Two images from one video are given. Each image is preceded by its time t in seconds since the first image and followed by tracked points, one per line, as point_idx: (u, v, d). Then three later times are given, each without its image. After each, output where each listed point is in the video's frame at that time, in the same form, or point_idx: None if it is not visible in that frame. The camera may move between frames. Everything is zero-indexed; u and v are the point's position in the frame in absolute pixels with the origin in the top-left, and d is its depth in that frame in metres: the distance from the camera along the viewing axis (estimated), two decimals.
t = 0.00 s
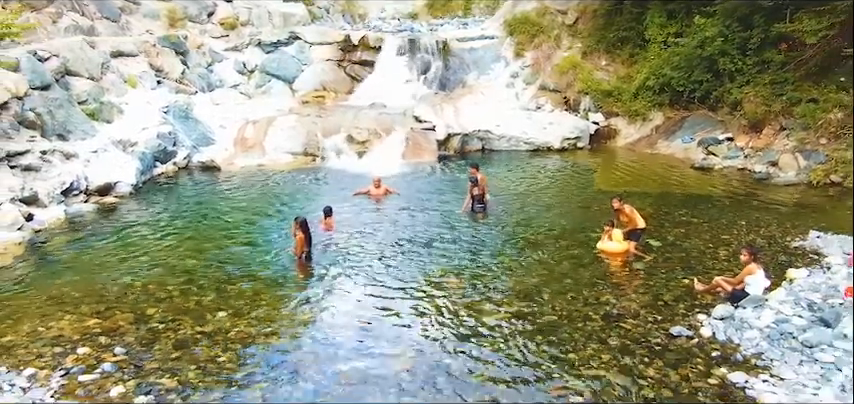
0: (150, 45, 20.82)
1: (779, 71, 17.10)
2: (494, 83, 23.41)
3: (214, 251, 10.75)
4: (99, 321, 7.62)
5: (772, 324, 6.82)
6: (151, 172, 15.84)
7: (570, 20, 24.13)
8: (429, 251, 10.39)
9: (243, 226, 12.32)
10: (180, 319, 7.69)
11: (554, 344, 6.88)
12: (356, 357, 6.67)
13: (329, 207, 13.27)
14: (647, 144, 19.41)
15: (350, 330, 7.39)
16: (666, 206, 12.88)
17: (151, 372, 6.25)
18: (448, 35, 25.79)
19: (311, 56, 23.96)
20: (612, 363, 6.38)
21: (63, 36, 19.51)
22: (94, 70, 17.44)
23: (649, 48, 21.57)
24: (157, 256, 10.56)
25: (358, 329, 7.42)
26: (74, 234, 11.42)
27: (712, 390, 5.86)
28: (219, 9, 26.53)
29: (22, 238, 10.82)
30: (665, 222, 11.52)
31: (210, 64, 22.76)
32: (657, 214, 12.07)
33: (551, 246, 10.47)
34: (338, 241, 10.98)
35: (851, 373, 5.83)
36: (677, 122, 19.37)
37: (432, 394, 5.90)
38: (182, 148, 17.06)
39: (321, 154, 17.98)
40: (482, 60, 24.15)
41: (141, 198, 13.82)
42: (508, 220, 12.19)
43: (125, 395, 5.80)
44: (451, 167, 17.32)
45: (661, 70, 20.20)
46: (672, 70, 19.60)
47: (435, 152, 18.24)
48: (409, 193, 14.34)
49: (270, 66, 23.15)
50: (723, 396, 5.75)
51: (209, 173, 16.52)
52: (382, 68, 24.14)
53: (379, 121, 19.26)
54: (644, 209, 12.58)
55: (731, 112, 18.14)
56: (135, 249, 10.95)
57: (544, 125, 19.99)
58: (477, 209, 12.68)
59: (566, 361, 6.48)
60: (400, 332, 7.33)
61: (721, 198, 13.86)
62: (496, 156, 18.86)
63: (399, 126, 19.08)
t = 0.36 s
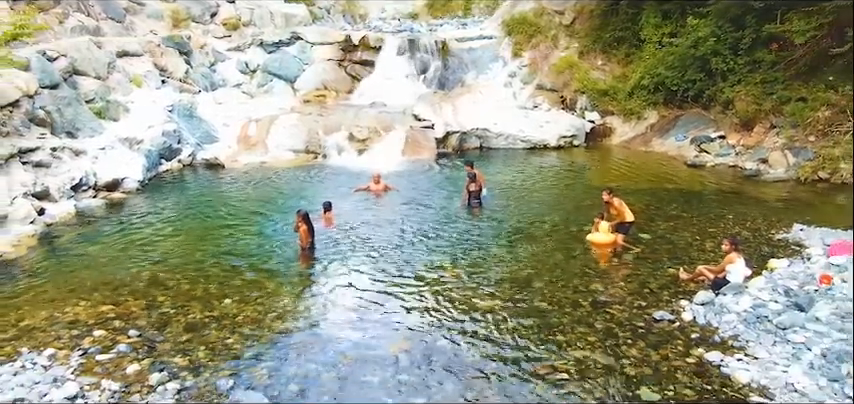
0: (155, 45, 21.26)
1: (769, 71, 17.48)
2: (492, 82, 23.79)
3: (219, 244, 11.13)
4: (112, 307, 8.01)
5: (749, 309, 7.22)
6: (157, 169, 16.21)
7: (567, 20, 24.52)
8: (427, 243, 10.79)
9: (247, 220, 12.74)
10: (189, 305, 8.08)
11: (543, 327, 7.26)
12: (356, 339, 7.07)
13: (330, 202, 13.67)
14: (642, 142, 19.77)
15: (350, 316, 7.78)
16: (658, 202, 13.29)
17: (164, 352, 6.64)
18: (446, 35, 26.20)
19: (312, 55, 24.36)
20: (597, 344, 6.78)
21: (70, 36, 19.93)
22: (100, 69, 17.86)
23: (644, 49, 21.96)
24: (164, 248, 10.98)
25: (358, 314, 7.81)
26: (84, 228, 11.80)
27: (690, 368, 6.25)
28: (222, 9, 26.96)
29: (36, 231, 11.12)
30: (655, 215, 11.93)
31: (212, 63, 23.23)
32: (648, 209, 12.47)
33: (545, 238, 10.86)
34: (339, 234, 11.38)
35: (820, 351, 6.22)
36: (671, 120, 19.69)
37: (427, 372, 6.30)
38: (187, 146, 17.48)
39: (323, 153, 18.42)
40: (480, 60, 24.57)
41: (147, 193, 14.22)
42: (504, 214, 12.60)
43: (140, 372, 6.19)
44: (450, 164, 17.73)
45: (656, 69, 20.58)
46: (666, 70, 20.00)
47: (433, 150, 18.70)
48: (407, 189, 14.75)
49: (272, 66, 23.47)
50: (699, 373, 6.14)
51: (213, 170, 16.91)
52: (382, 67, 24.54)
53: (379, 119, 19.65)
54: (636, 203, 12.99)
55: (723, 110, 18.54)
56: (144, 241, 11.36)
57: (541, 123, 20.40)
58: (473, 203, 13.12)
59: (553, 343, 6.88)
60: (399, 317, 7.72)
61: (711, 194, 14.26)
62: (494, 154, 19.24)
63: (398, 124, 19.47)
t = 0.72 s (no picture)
0: (159, 45, 21.72)
1: (760, 70, 17.79)
2: (490, 81, 24.17)
3: (225, 236, 11.59)
4: (126, 293, 8.48)
5: (727, 293, 7.67)
6: (163, 166, 16.66)
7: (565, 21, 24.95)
8: (425, 235, 11.27)
9: (253, 213, 13.22)
10: (200, 291, 8.56)
11: (533, 311, 7.71)
12: (357, 321, 7.52)
13: (332, 196, 14.13)
14: (636, 140, 20.21)
15: (351, 300, 8.23)
16: (649, 196, 13.77)
17: (178, 332, 7.09)
18: (446, 35, 26.64)
19: (314, 56, 24.96)
20: (584, 326, 7.23)
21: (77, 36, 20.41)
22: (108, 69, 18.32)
23: (639, 48, 22.19)
24: (173, 239, 11.46)
25: (359, 299, 8.26)
26: (95, 221, 12.25)
27: (669, 346, 6.69)
28: (225, 10, 27.50)
29: (50, 223, 11.55)
30: (646, 209, 12.40)
31: (216, 63, 23.58)
32: (639, 203, 12.92)
33: (539, 230, 11.34)
34: (341, 227, 11.86)
35: (790, 331, 6.66)
36: (665, 119, 20.21)
37: (424, 349, 6.75)
38: (192, 144, 17.93)
39: (325, 149, 18.75)
40: (479, 59, 25.01)
41: (155, 189, 14.66)
42: (500, 208, 13.08)
43: (157, 350, 6.65)
44: (449, 161, 18.19)
45: (650, 69, 20.94)
46: (660, 70, 20.47)
47: (432, 147, 19.08)
48: (408, 185, 15.22)
49: (274, 66, 23.99)
50: (677, 350, 6.59)
51: (218, 166, 17.36)
52: (382, 66, 24.95)
53: (379, 118, 20.09)
54: (628, 198, 13.46)
55: (715, 109, 18.99)
56: (154, 233, 11.84)
57: (538, 122, 20.84)
58: (470, 198, 13.38)
59: (543, 324, 7.33)
60: (398, 301, 8.18)
61: (702, 190, 14.71)
62: (492, 152, 19.68)
63: (398, 122, 19.93)
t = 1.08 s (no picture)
0: (165, 45, 22.18)
1: (751, 69, 18.24)
2: (488, 80, 24.65)
3: (230, 229, 12.05)
4: (140, 279, 8.94)
5: (708, 279, 8.13)
6: (169, 162, 17.10)
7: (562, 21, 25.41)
8: (423, 227, 11.74)
9: (258, 208, 13.68)
10: (208, 278, 9.02)
11: (525, 296, 8.15)
12: (358, 306, 7.96)
13: (334, 192, 14.61)
14: (631, 137, 20.66)
15: (352, 286, 8.68)
16: (641, 191, 14.25)
17: (190, 315, 7.54)
18: (445, 35, 27.15)
19: (316, 55, 25.34)
20: (572, 309, 7.67)
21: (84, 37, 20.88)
22: (115, 68, 18.78)
23: (635, 48, 22.65)
24: (182, 231, 11.93)
25: (360, 286, 8.70)
26: (106, 214, 12.70)
27: (651, 326, 7.13)
28: (229, 12, 28.03)
29: (63, 216, 11.98)
30: (638, 203, 12.87)
31: (220, 62, 23.99)
32: (631, 197, 13.40)
33: (533, 222, 11.80)
34: (342, 220, 12.33)
35: (764, 312, 7.11)
36: (660, 117, 20.65)
37: (422, 329, 7.19)
38: (197, 141, 18.40)
39: (327, 147, 19.24)
40: (478, 59, 25.42)
41: (162, 184, 15.11)
42: (497, 202, 13.55)
43: (171, 330, 7.09)
44: (447, 158, 18.65)
45: (645, 68, 21.39)
46: (655, 69, 20.90)
47: (431, 144, 19.54)
48: (408, 181, 15.68)
49: (276, 65, 24.39)
50: (659, 330, 7.02)
51: (222, 163, 17.82)
52: (382, 66, 25.26)
53: (380, 116, 20.53)
54: (621, 193, 13.94)
55: (708, 107, 19.43)
56: (163, 226, 12.32)
57: (535, 120, 21.29)
58: (467, 193, 13.94)
59: (533, 308, 7.77)
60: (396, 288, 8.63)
61: (693, 185, 15.16)
62: (491, 149, 20.10)
63: (398, 120, 20.37)
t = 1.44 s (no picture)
0: (169, 45, 22.56)
1: (742, 68, 18.68)
2: (487, 80, 25.12)
3: (235, 222, 12.52)
4: (151, 267, 9.43)
5: (690, 266, 8.60)
6: (175, 160, 17.55)
7: (559, 21, 25.86)
8: (421, 221, 12.20)
9: (261, 202, 14.14)
10: (216, 266, 9.50)
11: (517, 282, 8.61)
12: (359, 291, 8.41)
13: (336, 187, 15.09)
14: (626, 135, 21.12)
15: (353, 274, 9.15)
16: (633, 187, 14.72)
17: (201, 299, 8.00)
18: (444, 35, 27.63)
19: (317, 55, 25.66)
20: (561, 294, 8.13)
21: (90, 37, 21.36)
22: (121, 67, 19.24)
23: (630, 48, 23.11)
24: (189, 224, 12.41)
25: (361, 274, 9.14)
26: (115, 209, 13.15)
27: (635, 309, 7.57)
28: (232, 12, 28.50)
29: (75, 210, 12.43)
30: (629, 197, 13.34)
31: (223, 62, 24.51)
32: (623, 192, 13.86)
33: (527, 215, 12.28)
34: (343, 214, 12.79)
35: (741, 296, 7.56)
36: (654, 115, 21.11)
37: (418, 312, 7.64)
38: (201, 139, 18.87)
39: (328, 145, 19.73)
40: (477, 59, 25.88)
41: (168, 180, 15.57)
42: (493, 197, 14.02)
43: (184, 312, 7.55)
44: (446, 155, 19.09)
45: (640, 68, 21.83)
46: (649, 69, 21.34)
47: (430, 142, 19.96)
48: (408, 177, 16.16)
49: (278, 65, 24.69)
50: (642, 312, 7.46)
51: (226, 160, 18.29)
52: (383, 65, 25.75)
53: (380, 115, 20.98)
54: (614, 188, 14.38)
55: (700, 106, 19.88)
56: (170, 219, 12.81)
57: (532, 118, 21.74)
58: (465, 188, 14.54)
59: (524, 293, 8.22)
60: (395, 275, 9.10)
61: (684, 181, 15.61)
62: (488, 147, 20.55)
63: (398, 118, 20.82)
